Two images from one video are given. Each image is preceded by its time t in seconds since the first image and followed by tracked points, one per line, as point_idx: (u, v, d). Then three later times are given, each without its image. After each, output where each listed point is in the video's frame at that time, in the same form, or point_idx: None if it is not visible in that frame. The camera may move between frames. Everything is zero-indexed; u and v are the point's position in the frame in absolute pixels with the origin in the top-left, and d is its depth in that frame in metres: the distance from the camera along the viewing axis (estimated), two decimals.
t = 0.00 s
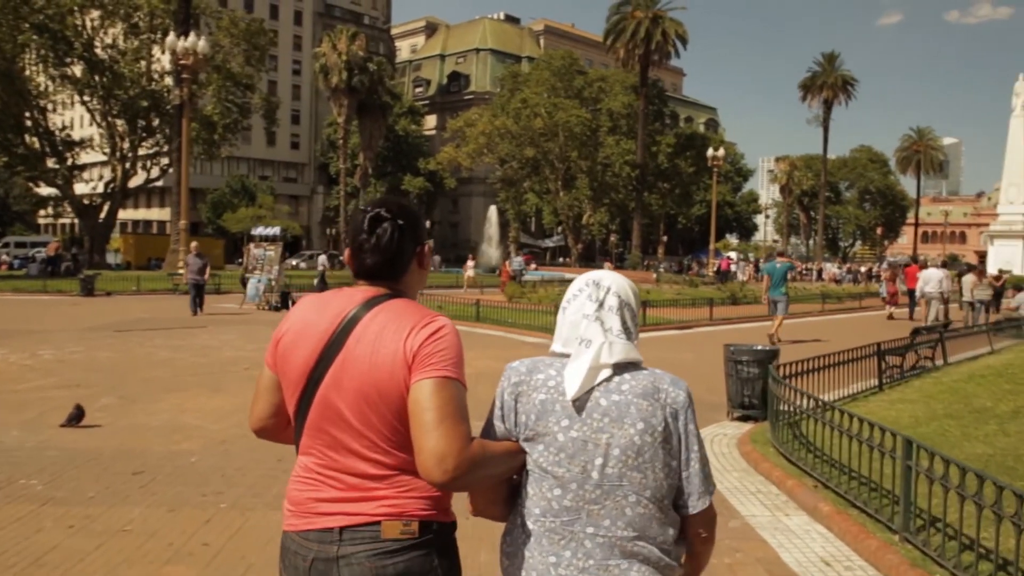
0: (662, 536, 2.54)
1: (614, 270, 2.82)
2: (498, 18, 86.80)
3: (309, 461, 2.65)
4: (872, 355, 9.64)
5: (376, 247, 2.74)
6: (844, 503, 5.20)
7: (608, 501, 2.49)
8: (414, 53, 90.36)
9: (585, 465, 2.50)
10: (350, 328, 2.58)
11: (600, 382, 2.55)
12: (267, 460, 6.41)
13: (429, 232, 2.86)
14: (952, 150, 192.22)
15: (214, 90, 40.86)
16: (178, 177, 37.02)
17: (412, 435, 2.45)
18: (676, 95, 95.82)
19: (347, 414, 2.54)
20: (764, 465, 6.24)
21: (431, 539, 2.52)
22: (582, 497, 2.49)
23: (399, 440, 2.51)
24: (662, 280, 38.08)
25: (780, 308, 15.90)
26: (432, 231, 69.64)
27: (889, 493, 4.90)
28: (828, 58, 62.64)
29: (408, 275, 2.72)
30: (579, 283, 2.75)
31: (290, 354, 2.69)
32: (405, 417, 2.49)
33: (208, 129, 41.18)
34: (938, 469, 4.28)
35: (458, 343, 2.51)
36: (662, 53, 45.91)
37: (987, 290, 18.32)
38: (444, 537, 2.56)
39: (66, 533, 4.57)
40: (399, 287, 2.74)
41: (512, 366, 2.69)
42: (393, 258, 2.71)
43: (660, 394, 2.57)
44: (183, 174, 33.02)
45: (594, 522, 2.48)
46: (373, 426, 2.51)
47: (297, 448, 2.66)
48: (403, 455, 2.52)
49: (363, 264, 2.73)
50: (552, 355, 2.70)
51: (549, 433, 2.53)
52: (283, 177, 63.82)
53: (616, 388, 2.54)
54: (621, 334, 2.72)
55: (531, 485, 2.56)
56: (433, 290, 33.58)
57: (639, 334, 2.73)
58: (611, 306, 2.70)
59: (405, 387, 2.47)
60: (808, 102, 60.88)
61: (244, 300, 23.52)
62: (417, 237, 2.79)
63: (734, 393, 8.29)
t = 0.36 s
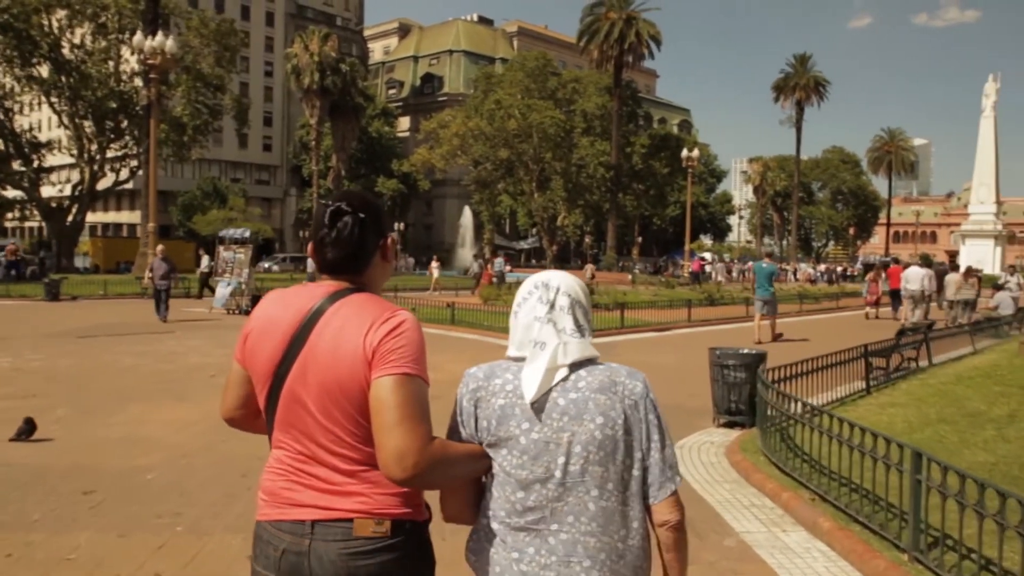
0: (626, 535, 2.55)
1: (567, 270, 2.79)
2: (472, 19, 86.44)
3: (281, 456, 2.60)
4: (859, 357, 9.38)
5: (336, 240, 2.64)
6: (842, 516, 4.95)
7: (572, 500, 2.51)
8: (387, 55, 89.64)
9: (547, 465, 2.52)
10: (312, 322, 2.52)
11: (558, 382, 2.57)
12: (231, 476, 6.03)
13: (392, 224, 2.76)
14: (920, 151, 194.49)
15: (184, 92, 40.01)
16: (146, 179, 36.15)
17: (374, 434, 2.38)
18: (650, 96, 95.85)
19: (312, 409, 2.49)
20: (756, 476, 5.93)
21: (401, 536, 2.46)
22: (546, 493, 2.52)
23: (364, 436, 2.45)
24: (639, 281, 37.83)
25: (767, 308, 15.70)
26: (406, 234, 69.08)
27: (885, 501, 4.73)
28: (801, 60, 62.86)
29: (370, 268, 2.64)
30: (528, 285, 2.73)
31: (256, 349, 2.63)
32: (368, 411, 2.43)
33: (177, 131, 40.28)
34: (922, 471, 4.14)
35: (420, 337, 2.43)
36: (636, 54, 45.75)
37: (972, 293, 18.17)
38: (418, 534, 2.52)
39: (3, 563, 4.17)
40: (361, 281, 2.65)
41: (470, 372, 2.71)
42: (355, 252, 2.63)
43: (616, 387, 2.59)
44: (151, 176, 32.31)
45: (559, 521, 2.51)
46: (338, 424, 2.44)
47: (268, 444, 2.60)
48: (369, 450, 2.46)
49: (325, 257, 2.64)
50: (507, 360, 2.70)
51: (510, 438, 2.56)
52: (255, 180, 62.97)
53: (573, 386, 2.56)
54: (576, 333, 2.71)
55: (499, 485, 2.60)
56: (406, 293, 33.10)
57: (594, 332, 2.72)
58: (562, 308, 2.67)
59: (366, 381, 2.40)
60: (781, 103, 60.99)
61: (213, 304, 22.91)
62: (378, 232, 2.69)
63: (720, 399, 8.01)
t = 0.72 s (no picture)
0: (609, 535, 2.54)
1: (548, 267, 2.78)
2: (443, 17, 85.95)
3: (263, 460, 2.60)
4: (839, 358, 9.23)
5: (323, 243, 2.66)
6: (836, 530, 4.70)
7: (557, 496, 2.47)
8: (357, 51, 88.84)
9: (530, 461, 2.49)
10: (298, 324, 2.53)
11: (550, 377, 2.54)
12: (183, 494, 5.81)
13: (376, 227, 2.79)
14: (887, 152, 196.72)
15: (148, 87, 39.21)
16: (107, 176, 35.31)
17: (361, 438, 2.40)
18: (620, 96, 95.85)
19: (297, 412, 2.50)
20: (741, 485, 5.70)
21: (387, 539, 2.50)
22: (527, 491, 2.47)
23: (351, 440, 2.47)
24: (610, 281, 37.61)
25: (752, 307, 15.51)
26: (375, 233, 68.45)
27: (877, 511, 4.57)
28: (770, 61, 63.12)
29: (358, 271, 2.67)
30: (512, 281, 2.67)
31: (238, 351, 2.62)
32: (354, 415, 2.46)
33: (141, 126, 39.44)
34: (929, 487, 3.89)
35: (407, 340, 2.46)
36: (606, 53, 45.55)
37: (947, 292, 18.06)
38: (405, 537, 2.56)
39: None
40: (348, 284, 2.68)
41: (452, 371, 2.65)
42: (340, 255, 2.65)
43: (600, 382, 2.58)
44: (113, 174, 31.65)
45: (541, 517, 2.47)
46: (325, 429, 2.46)
47: (251, 448, 2.60)
48: (356, 454, 2.49)
49: (310, 259, 2.66)
50: (491, 356, 2.64)
51: (494, 434, 2.51)
52: (223, 177, 62.08)
53: (561, 381, 2.54)
54: (562, 330, 2.68)
55: (478, 480, 2.54)
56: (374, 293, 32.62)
57: (577, 330, 2.71)
58: (549, 305, 2.65)
59: (353, 384, 2.43)
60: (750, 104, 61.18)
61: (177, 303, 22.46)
62: (364, 234, 2.72)
63: (701, 403, 7.90)
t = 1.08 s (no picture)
0: (614, 525, 2.64)
1: (560, 269, 2.90)
2: (412, 16, 85.31)
3: (270, 455, 2.58)
4: (821, 363, 9.00)
5: (346, 238, 2.66)
6: (836, 551, 4.58)
7: (565, 488, 2.55)
8: (325, 49, 87.89)
9: (543, 455, 2.55)
10: (317, 320, 2.50)
11: (565, 374, 2.63)
12: (136, 515, 5.51)
13: (395, 223, 2.79)
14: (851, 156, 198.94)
15: (110, 82, 38.27)
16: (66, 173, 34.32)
17: (382, 433, 2.40)
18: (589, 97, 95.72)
19: (315, 409, 2.48)
20: (733, 500, 5.53)
21: (394, 534, 2.50)
22: (539, 484, 2.55)
23: (369, 436, 2.47)
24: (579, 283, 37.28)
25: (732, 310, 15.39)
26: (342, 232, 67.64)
27: (878, 529, 4.44)
28: (738, 64, 63.30)
29: (375, 268, 2.65)
30: (533, 279, 2.78)
31: (253, 344, 2.58)
32: (374, 411, 2.45)
33: (102, 122, 38.41)
34: (948, 510, 3.61)
35: (429, 338, 2.46)
36: (577, 53, 45.30)
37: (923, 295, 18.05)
38: (411, 531, 2.56)
39: None
40: (364, 279, 2.67)
41: (462, 362, 2.71)
42: (361, 249, 2.65)
43: (608, 385, 2.67)
44: (72, 170, 30.83)
45: (550, 511, 2.54)
46: (342, 424, 2.45)
47: (259, 442, 2.57)
48: (371, 449, 2.48)
49: (332, 254, 2.65)
50: (504, 350, 2.73)
51: (508, 424, 2.57)
52: (187, 175, 61.02)
53: (573, 380, 2.62)
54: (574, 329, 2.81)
55: (487, 473, 2.60)
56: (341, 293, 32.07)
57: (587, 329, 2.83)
58: (566, 303, 2.76)
59: (375, 381, 2.41)
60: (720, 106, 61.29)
61: (137, 304, 21.80)
62: (384, 230, 2.72)
63: (684, 412, 7.74)
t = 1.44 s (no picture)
0: (597, 534, 2.52)
1: (545, 277, 2.73)
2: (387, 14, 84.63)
3: (263, 470, 2.52)
4: (809, 366, 8.80)
5: (333, 253, 2.60)
6: (844, 568, 4.31)
7: (549, 500, 2.45)
8: (300, 46, 87.00)
9: (524, 466, 2.46)
10: (308, 335, 2.44)
11: (542, 386, 2.52)
12: (95, 534, 5.11)
13: (384, 236, 2.71)
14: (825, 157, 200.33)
15: (78, 77, 37.39)
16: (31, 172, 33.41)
17: (376, 448, 2.35)
18: (565, 96, 95.45)
19: (306, 424, 2.41)
20: (731, 513, 5.22)
21: (387, 546, 2.44)
22: (522, 495, 2.45)
23: (360, 449, 2.41)
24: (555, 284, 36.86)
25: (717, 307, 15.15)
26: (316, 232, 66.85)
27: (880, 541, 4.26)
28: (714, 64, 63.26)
29: (365, 282, 2.59)
30: (510, 292, 2.66)
31: (245, 360, 2.52)
32: (367, 426, 2.38)
33: (70, 119, 37.46)
34: (972, 528, 3.29)
35: (421, 351, 2.41)
36: (554, 52, 44.95)
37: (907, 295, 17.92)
38: (402, 544, 2.49)
39: None
40: (354, 294, 2.61)
41: (448, 376, 2.63)
42: (347, 264, 2.59)
43: (592, 394, 2.56)
44: (38, 168, 30.00)
45: (534, 522, 2.44)
46: (333, 437, 2.39)
47: (251, 456, 2.51)
48: (365, 463, 2.42)
49: (319, 268, 2.59)
50: (487, 363, 2.65)
51: (488, 437, 2.49)
52: (159, 173, 60.07)
53: (552, 392, 2.51)
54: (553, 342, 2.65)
55: (477, 487, 2.50)
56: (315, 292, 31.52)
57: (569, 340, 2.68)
58: (543, 314, 2.62)
59: (367, 396, 2.36)
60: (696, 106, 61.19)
61: (104, 305, 21.16)
62: (372, 242, 2.64)
63: (673, 418, 7.47)
